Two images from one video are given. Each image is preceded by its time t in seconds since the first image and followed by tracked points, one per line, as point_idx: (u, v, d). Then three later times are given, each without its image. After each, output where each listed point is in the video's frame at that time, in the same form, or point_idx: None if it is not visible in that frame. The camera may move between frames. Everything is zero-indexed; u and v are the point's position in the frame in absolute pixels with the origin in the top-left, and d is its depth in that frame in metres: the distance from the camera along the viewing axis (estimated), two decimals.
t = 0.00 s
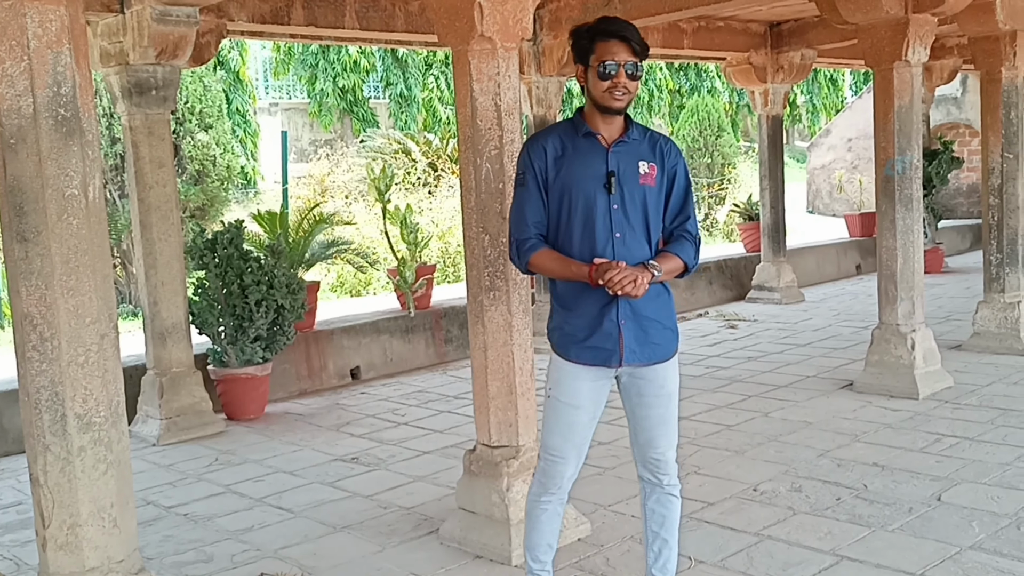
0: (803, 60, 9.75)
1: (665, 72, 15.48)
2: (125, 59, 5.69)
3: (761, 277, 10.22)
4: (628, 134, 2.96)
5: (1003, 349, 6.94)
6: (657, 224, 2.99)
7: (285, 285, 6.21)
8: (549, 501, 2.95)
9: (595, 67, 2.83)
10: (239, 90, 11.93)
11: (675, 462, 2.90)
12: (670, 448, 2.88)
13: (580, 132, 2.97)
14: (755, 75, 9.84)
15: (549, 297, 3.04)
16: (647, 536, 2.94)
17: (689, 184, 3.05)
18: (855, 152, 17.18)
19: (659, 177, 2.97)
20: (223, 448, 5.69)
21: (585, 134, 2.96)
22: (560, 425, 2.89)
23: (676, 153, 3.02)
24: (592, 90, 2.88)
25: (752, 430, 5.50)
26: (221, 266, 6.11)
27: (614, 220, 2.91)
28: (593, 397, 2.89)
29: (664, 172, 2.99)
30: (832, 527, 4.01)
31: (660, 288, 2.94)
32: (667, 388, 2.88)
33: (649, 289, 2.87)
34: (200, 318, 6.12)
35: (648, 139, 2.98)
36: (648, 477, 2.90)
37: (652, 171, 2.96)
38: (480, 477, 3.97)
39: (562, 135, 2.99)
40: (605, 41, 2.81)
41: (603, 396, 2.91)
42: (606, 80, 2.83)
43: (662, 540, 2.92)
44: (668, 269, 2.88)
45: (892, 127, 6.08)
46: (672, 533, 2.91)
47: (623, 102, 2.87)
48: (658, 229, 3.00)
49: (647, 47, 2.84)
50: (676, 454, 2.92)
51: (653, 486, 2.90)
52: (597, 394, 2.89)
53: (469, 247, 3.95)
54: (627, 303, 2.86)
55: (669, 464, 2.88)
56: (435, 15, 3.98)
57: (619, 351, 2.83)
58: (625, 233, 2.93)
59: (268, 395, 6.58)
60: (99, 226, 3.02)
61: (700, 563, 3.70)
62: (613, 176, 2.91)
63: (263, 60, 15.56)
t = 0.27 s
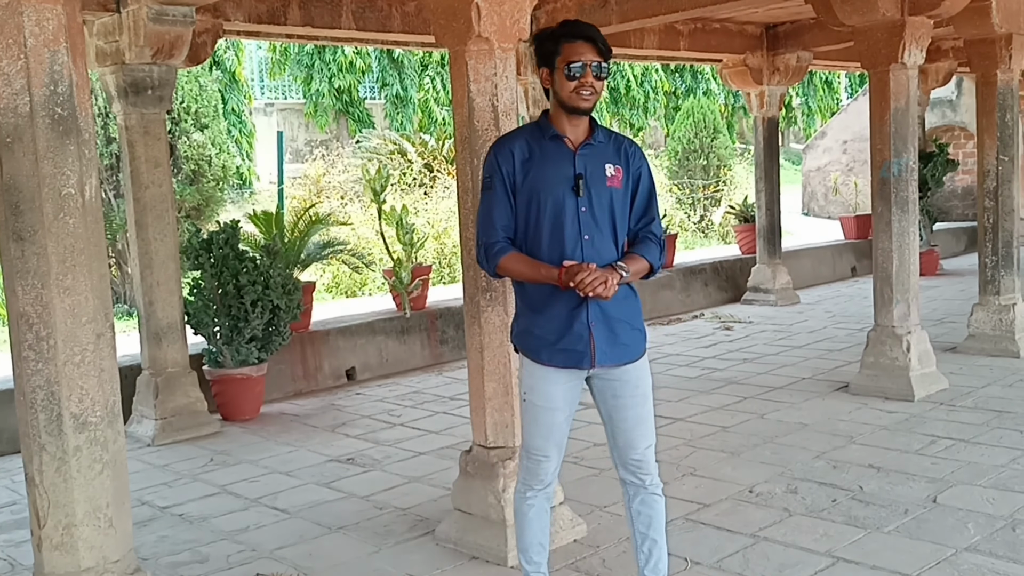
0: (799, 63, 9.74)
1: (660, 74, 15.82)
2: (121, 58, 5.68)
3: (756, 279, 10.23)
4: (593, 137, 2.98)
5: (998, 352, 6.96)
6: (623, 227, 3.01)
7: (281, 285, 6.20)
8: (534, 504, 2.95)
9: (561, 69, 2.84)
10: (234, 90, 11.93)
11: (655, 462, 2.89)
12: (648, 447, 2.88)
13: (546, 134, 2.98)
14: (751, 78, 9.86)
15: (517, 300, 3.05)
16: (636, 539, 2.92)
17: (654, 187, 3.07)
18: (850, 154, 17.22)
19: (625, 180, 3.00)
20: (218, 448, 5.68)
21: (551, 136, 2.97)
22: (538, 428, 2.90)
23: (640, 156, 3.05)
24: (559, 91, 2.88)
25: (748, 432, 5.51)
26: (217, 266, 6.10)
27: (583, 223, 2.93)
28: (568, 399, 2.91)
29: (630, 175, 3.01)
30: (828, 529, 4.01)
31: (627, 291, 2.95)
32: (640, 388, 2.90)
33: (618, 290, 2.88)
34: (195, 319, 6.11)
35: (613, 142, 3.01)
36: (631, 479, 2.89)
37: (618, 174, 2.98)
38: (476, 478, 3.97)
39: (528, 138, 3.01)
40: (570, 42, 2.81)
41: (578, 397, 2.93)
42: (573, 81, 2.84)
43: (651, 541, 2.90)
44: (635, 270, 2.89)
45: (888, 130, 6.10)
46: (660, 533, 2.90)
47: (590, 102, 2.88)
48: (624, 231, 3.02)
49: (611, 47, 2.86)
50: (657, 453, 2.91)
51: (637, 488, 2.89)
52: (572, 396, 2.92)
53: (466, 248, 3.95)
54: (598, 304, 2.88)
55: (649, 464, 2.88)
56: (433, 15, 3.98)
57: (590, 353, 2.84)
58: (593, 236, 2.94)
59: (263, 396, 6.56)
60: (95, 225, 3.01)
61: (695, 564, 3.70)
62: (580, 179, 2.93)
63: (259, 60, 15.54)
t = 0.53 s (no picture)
0: (801, 64, 9.74)
1: (661, 75, 15.84)
2: (123, 57, 5.68)
3: (757, 279, 10.23)
4: (563, 140, 2.98)
5: (998, 353, 6.96)
6: (593, 229, 3.03)
7: (282, 284, 6.20)
8: (519, 505, 2.95)
9: (528, 70, 2.84)
10: (235, 89, 11.95)
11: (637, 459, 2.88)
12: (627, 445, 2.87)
13: (516, 139, 2.99)
14: (753, 78, 9.86)
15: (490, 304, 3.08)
16: (627, 539, 2.90)
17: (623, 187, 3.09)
18: (851, 155, 17.22)
19: (594, 182, 3.01)
20: (218, 447, 5.68)
21: (521, 141, 2.98)
22: (518, 428, 2.92)
23: (608, 158, 3.06)
24: (529, 94, 2.88)
25: (748, 432, 5.52)
26: (218, 264, 6.10)
27: (554, 228, 2.95)
28: (544, 398, 2.93)
29: (599, 177, 3.03)
30: (829, 529, 4.01)
31: (596, 293, 2.98)
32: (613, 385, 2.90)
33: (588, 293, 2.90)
34: (196, 318, 6.11)
35: (583, 143, 3.01)
36: (615, 478, 2.88)
37: (588, 177, 2.99)
38: (477, 477, 3.98)
39: (499, 143, 3.01)
40: (535, 44, 2.82)
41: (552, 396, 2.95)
42: (541, 82, 2.84)
43: (642, 540, 2.88)
44: (605, 272, 2.92)
45: (889, 130, 6.10)
46: (651, 531, 2.87)
47: (561, 101, 2.88)
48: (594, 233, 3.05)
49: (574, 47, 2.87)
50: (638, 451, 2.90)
51: (623, 487, 2.88)
52: (549, 394, 2.94)
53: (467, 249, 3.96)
54: (570, 308, 2.90)
55: (631, 462, 2.86)
56: (435, 15, 3.99)
57: (561, 355, 2.86)
58: (565, 240, 2.96)
59: (263, 395, 6.56)
60: (98, 224, 3.01)
61: (695, 564, 3.70)
62: (551, 184, 2.94)
63: (260, 60, 15.56)
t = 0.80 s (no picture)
0: (802, 62, 9.74)
1: (662, 74, 15.80)
2: (124, 56, 5.68)
3: (758, 278, 10.23)
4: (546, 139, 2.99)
5: (1000, 352, 6.96)
6: (576, 226, 3.04)
7: (283, 283, 6.19)
8: (515, 503, 2.94)
9: (512, 70, 2.83)
10: (236, 88, 11.98)
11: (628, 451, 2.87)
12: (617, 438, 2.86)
13: (501, 139, 2.97)
14: (754, 77, 9.85)
15: (477, 305, 3.04)
16: (620, 532, 2.90)
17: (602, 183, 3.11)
18: (852, 154, 17.21)
19: (576, 179, 3.02)
20: (219, 446, 5.68)
21: (505, 141, 2.96)
22: (512, 425, 2.91)
23: (587, 155, 3.07)
24: (513, 94, 2.87)
25: (750, 431, 5.51)
26: (219, 264, 6.10)
27: (541, 226, 2.94)
28: (537, 395, 2.92)
29: (580, 174, 3.04)
30: (831, 528, 4.01)
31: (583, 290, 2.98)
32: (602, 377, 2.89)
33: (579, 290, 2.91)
34: (198, 317, 6.11)
35: (563, 141, 3.02)
36: (608, 470, 2.87)
37: (571, 174, 3.00)
38: (478, 476, 3.98)
39: (482, 143, 2.99)
40: (518, 43, 2.82)
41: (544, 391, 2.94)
42: (526, 82, 2.84)
43: (636, 531, 2.88)
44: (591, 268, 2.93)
45: (891, 129, 6.09)
46: (644, 522, 2.87)
47: (545, 101, 2.88)
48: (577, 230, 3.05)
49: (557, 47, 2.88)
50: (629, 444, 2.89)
51: (615, 479, 2.87)
52: (541, 390, 2.93)
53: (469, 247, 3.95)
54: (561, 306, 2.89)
55: (622, 454, 2.86)
56: (437, 13, 3.98)
57: (554, 352, 2.85)
58: (552, 238, 2.96)
59: (264, 394, 6.56)
60: (100, 223, 3.01)
61: (697, 563, 3.70)
62: (538, 183, 2.94)
63: (261, 59, 15.57)
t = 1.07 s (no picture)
0: (805, 60, 9.76)
1: (665, 72, 15.77)
2: (128, 56, 5.69)
3: (762, 277, 10.22)
4: (547, 137, 3.00)
5: (1005, 351, 6.95)
6: (579, 225, 3.05)
7: (287, 283, 6.20)
8: (521, 502, 2.94)
9: (513, 70, 2.84)
10: (240, 87, 12.00)
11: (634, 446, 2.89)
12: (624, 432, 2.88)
13: (503, 139, 2.98)
14: (757, 76, 9.84)
15: (481, 305, 3.03)
16: (622, 526, 2.92)
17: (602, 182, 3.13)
18: (856, 153, 17.18)
19: (578, 177, 3.04)
20: (223, 445, 5.69)
21: (508, 141, 2.97)
22: (521, 424, 2.89)
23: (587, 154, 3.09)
24: (514, 94, 2.88)
25: (754, 430, 5.51)
26: (223, 263, 6.11)
27: (546, 225, 2.95)
28: (544, 392, 2.91)
29: (582, 171, 3.06)
30: (835, 527, 4.01)
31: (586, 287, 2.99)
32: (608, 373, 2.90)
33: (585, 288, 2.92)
34: (201, 316, 6.09)
35: (564, 140, 3.04)
36: (615, 465, 2.89)
37: (573, 173, 3.02)
38: (483, 475, 3.98)
39: (485, 143, 2.99)
40: (518, 43, 2.83)
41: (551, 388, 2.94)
42: (527, 82, 2.85)
43: (638, 525, 2.91)
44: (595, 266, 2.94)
45: (895, 127, 6.09)
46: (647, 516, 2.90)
47: (546, 101, 2.89)
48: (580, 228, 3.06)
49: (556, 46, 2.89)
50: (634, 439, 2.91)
51: (622, 474, 2.89)
52: (548, 387, 2.93)
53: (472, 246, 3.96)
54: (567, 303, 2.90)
55: (629, 449, 2.87)
56: (440, 13, 3.98)
57: (563, 349, 2.86)
58: (556, 236, 2.96)
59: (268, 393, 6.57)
60: (105, 222, 3.02)
61: (701, 562, 3.70)
62: (542, 181, 2.95)
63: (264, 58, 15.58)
